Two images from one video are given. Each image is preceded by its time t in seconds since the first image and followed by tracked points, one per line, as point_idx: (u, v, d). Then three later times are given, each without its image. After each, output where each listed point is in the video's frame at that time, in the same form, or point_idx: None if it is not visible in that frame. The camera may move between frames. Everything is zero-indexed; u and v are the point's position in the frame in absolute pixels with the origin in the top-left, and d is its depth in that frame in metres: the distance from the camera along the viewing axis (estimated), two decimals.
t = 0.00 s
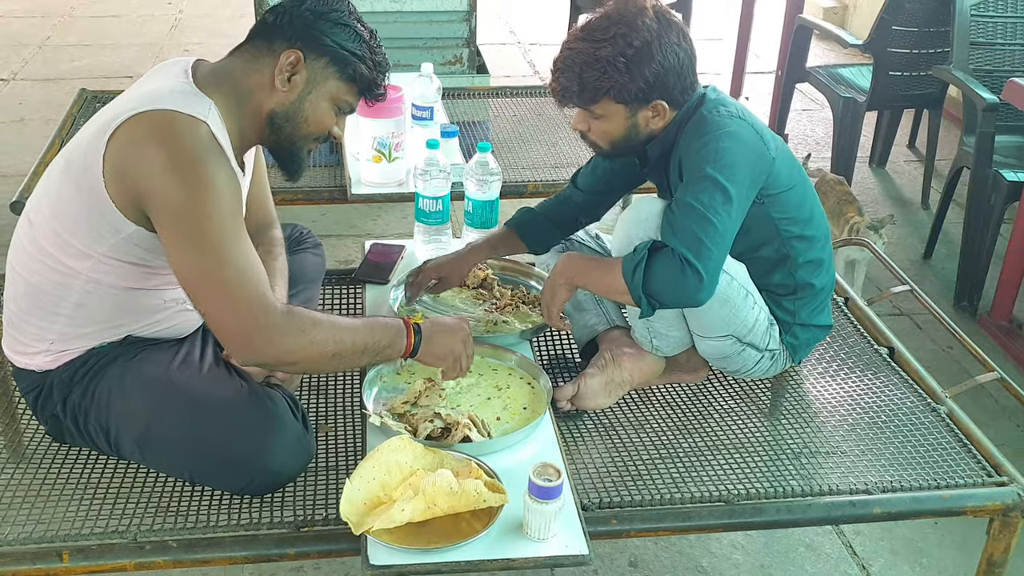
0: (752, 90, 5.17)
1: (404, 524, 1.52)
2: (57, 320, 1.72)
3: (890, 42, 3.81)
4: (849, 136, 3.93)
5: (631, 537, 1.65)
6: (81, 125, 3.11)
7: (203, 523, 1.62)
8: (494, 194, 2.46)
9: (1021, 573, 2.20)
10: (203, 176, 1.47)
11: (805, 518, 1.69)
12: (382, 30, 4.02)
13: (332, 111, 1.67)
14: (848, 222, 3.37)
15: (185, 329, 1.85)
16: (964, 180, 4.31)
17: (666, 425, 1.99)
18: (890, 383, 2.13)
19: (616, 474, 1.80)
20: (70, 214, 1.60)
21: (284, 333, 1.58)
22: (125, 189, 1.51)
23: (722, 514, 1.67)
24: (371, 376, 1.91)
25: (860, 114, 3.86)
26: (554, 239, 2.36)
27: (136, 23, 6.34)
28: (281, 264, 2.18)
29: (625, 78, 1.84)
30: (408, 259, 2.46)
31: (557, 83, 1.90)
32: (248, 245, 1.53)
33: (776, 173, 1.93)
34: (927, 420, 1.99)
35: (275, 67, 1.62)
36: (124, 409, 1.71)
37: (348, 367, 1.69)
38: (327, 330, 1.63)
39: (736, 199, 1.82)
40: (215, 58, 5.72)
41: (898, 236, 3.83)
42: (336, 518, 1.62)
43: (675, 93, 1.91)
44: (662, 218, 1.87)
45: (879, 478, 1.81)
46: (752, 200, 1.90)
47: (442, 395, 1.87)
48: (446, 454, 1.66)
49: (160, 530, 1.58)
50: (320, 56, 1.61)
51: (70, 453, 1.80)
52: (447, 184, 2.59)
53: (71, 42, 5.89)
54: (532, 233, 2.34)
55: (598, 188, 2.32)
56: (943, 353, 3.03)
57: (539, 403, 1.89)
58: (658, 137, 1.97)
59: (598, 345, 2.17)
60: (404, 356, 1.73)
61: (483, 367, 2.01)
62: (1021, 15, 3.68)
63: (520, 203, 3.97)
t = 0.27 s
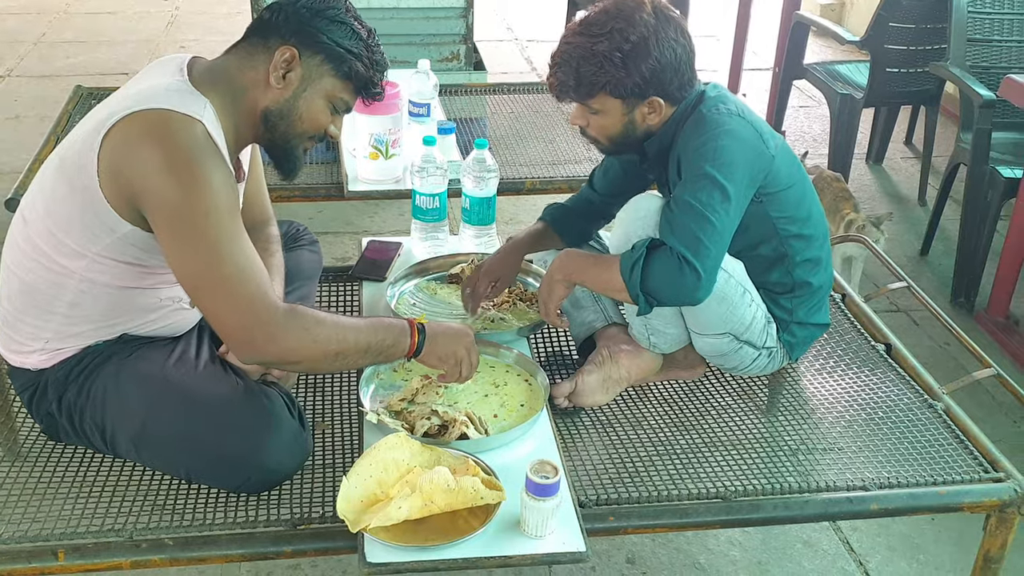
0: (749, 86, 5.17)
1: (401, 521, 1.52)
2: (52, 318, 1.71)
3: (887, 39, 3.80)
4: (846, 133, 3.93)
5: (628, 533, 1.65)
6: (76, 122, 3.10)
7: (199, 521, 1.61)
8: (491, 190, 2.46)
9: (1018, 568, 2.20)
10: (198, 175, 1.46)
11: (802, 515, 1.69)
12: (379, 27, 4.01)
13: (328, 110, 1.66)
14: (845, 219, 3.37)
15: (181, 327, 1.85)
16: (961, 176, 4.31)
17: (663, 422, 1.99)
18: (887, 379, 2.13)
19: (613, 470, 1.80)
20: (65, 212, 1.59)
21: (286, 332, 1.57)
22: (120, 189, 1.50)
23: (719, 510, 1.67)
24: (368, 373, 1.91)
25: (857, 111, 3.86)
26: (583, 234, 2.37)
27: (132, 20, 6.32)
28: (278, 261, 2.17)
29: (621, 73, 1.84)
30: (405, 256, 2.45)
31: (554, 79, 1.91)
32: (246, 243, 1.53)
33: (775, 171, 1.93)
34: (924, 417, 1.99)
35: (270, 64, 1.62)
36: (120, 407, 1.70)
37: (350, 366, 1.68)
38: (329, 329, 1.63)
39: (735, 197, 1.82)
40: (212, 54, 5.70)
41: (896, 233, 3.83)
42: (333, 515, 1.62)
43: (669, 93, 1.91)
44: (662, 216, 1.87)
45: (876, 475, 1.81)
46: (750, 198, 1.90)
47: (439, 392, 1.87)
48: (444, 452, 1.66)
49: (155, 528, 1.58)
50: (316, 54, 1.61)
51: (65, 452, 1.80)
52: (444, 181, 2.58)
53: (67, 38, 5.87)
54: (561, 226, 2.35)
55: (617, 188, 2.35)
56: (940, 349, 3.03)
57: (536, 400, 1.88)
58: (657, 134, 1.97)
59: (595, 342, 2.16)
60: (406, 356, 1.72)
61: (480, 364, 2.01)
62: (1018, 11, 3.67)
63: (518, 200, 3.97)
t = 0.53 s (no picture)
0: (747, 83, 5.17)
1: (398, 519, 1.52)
2: (50, 317, 1.71)
3: (885, 36, 3.80)
4: (843, 130, 3.93)
5: (626, 531, 1.65)
6: (73, 120, 3.09)
7: (197, 519, 1.61)
8: (489, 187, 2.45)
9: (1016, 565, 2.21)
10: (197, 174, 1.46)
11: (800, 512, 1.69)
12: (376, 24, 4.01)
13: (328, 109, 1.66)
14: (843, 216, 3.37)
15: (180, 325, 1.84)
16: (959, 173, 4.32)
17: (661, 419, 1.99)
18: (886, 376, 2.13)
19: (612, 468, 1.80)
20: (63, 209, 1.59)
21: (287, 332, 1.57)
22: (120, 188, 1.50)
23: (717, 508, 1.67)
24: (365, 371, 1.90)
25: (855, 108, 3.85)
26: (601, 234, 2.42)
27: (128, 17, 6.30)
28: (276, 259, 2.16)
29: (623, 75, 1.84)
30: (402, 254, 2.45)
31: (557, 105, 1.90)
32: (246, 243, 1.52)
33: (777, 169, 1.93)
34: (923, 414, 1.99)
35: (270, 63, 1.61)
36: (118, 405, 1.70)
37: (348, 367, 1.68)
38: (330, 329, 1.62)
39: (738, 193, 1.82)
40: (208, 52, 5.68)
41: (894, 230, 3.83)
42: (331, 513, 1.61)
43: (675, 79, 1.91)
44: (664, 211, 1.87)
45: (875, 472, 1.81)
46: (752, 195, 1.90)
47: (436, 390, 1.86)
48: (442, 449, 1.65)
49: (153, 526, 1.57)
50: (316, 53, 1.60)
51: (63, 449, 1.80)
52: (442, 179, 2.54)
53: (63, 36, 5.85)
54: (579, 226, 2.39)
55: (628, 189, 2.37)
56: (938, 346, 3.03)
57: (534, 397, 1.88)
58: (665, 129, 1.97)
59: (593, 339, 2.15)
60: (405, 356, 1.72)
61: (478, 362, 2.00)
62: (1016, 8, 3.67)
63: (515, 197, 3.97)
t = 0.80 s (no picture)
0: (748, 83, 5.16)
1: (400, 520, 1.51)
2: (53, 317, 1.71)
3: (887, 36, 3.80)
4: (845, 130, 3.92)
5: (628, 532, 1.65)
6: (75, 120, 3.09)
7: (199, 519, 1.61)
8: (490, 188, 2.45)
9: (1018, 567, 2.20)
10: (200, 174, 1.46)
11: (802, 513, 1.69)
12: (378, 24, 4.00)
13: (332, 109, 1.66)
14: (845, 216, 3.36)
15: (183, 326, 1.84)
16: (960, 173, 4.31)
17: (664, 420, 1.98)
18: (888, 377, 2.13)
19: (614, 469, 1.80)
20: (66, 209, 1.59)
21: (290, 330, 1.57)
22: (122, 188, 1.50)
23: (719, 509, 1.67)
24: (367, 371, 1.90)
25: (857, 108, 3.85)
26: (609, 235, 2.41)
27: (130, 18, 6.30)
28: (278, 259, 2.16)
29: (623, 76, 1.83)
30: (404, 254, 2.45)
31: (558, 109, 1.89)
32: (249, 242, 1.52)
33: (780, 167, 1.93)
34: (925, 415, 1.99)
35: (273, 64, 1.61)
36: (120, 405, 1.70)
37: (353, 365, 1.68)
38: (333, 326, 1.62)
39: (740, 191, 1.82)
40: (209, 52, 5.69)
41: (895, 230, 3.83)
42: (333, 514, 1.61)
43: (675, 77, 1.92)
44: (667, 210, 1.86)
45: (877, 473, 1.81)
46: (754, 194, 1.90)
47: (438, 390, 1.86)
48: (443, 450, 1.65)
49: (155, 527, 1.57)
50: (319, 53, 1.60)
51: (65, 449, 1.80)
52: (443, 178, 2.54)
53: (64, 36, 5.85)
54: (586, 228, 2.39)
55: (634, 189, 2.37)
56: (940, 347, 3.03)
57: (536, 398, 1.88)
58: (667, 129, 1.96)
59: (594, 339, 2.15)
60: (409, 353, 1.72)
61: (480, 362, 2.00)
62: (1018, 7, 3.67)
63: (517, 197, 3.96)
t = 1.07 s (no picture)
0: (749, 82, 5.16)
1: (403, 520, 1.51)
2: (55, 318, 1.71)
3: (889, 34, 3.79)
4: (846, 129, 3.92)
5: (631, 532, 1.65)
6: (76, 121, 3.10)
7: (201, 520, 1.61)
8: (492, 187, 2.45)
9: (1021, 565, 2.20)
10: (201, 174, 1.46)
11: (805, 513, 1.68)
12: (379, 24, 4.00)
13: (333, 106, 1.66)
14: (846, 215, 3.36)
15: (184, 327, 1.84)
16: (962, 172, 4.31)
17: (666, 419, 1.98)
18: (890, 376, 2.12)
19: (616, 468, 1.80)
20: (68, 211, 1.59)
21: (295, 325, 1.57)
22: (124, 188, 1.50)
23: (722, 508, 1.67)
24: (370, 371, 1.90)
25: (858, 106, 3.85)
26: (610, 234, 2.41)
27: (131, 19, 6.31)
28: (279, 259, 2.16)
29: (626, 75, 1.84)
30: (406, 254, 2.45)
31: (559, 103, 1.89)
32: (252, 239, 1.52)
33: (782, 165, 1.92)
34: (927, 413, 1.99)
35: (272, 64, 1.61)
36: (122, 406, 1.70)
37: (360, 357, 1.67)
38: (337, 321, 1.62)
39: (743, 189, 1.82)
40: (210, 53, 5.69)
41: (897, 229, 3.82)
42: (335, 514, 1.61)
43: (678, 79, 1.91)
44: (669, 208, 1.86)
45: (880, 472, 1.80)
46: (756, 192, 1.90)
47: (440, 391, 1.86)
48: (446, 450, 1.65)
49: (158, 527, 1.57)
50: (317, 51, 1.60)
51: (68, 450, 1.80)
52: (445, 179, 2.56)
53: (65, 37, 5.85)
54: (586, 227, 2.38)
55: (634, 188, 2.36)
56: (942, 345, 3.02)
57: (538, 397, 1.88)
58: (668, 127, 1.96)
59: (597, 339, 2.15)
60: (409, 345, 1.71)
61: (482, 362, 2.00)
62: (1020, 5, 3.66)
63: (518, 197, 3.96)
